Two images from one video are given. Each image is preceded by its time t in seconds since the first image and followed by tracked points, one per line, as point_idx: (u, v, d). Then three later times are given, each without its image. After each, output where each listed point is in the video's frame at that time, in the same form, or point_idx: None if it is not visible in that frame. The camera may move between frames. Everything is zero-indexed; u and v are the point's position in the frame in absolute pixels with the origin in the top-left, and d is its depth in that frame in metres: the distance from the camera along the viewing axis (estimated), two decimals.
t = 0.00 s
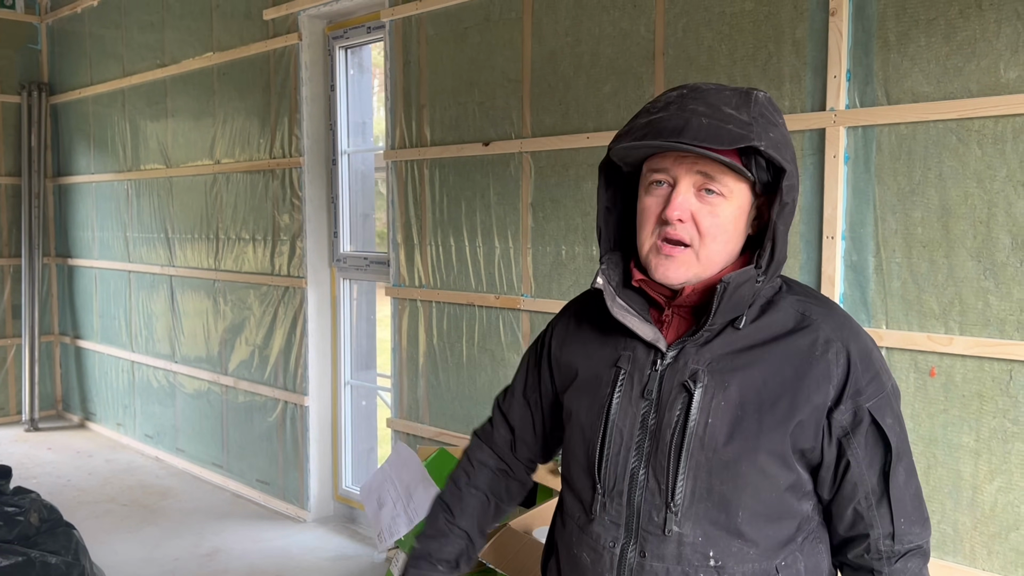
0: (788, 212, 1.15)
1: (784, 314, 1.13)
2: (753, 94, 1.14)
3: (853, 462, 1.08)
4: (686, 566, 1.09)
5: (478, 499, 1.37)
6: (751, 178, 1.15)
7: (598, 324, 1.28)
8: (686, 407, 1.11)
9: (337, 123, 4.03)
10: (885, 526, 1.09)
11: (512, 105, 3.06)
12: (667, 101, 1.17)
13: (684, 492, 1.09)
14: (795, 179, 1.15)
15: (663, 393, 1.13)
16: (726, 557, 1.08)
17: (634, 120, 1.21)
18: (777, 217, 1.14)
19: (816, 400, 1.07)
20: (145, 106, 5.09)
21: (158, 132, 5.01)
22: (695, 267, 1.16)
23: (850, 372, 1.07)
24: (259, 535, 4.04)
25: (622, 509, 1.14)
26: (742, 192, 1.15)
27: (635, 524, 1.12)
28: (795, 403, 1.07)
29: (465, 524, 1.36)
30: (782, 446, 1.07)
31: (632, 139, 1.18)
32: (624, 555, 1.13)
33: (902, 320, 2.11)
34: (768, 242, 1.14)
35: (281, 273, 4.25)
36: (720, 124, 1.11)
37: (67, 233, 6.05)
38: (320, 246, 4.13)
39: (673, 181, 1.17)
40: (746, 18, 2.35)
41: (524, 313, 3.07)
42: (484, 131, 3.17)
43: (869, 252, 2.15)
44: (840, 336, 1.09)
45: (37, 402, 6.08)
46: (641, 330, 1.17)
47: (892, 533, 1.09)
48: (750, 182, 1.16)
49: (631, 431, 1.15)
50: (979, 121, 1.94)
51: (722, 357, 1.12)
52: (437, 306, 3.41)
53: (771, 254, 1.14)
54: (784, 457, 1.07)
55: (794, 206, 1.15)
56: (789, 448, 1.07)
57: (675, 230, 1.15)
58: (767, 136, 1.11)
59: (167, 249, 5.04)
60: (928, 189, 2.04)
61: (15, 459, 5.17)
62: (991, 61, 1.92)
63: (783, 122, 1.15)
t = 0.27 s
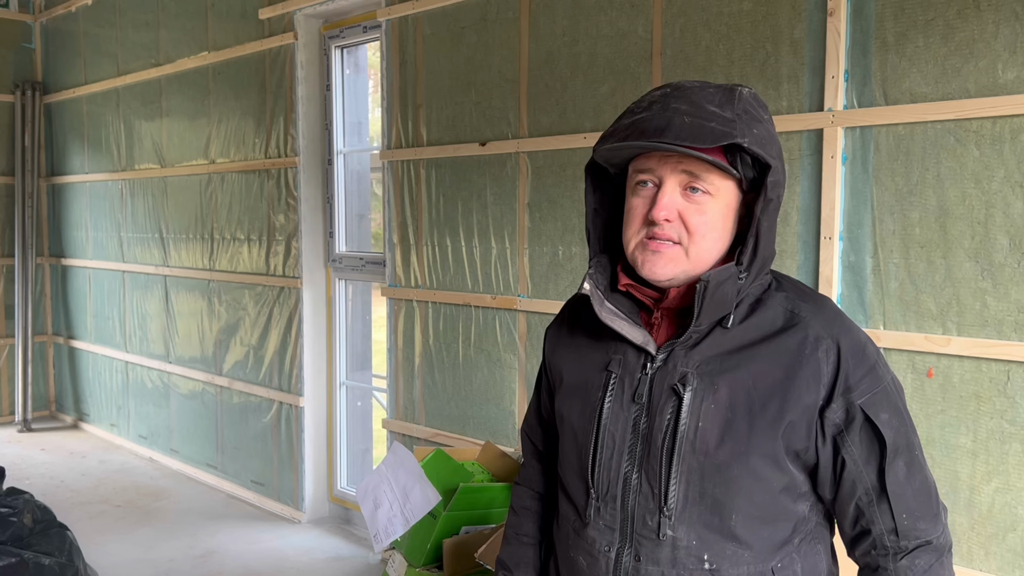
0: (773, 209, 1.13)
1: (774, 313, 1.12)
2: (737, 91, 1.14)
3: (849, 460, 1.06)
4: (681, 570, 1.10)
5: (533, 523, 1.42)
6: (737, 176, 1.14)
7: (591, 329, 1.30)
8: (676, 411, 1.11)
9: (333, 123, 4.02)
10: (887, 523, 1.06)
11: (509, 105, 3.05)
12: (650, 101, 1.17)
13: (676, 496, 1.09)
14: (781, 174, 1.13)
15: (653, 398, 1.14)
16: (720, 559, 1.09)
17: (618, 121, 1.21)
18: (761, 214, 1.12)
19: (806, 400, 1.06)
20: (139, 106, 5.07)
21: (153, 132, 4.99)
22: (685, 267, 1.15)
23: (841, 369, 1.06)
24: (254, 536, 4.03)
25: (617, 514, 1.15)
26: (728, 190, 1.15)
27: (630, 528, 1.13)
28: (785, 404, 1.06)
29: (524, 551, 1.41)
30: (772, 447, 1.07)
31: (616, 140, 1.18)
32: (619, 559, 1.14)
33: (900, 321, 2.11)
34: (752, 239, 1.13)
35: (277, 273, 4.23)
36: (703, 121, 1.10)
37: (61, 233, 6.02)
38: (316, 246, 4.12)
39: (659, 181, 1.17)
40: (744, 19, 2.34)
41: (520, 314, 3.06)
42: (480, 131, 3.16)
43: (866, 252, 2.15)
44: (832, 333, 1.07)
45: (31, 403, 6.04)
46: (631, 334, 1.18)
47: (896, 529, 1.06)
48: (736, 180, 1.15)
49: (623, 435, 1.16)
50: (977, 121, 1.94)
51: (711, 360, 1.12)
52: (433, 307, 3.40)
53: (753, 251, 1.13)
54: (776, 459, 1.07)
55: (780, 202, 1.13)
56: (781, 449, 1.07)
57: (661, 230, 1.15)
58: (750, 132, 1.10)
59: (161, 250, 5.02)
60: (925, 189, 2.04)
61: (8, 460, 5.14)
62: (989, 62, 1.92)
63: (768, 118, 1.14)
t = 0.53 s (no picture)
0: (752, 203, 1.12)
1: (764, 310, 1.12)
2: (709, 88, 1.14)
3: (834, 457, 1.07)
4: (672, 567, 1.10)
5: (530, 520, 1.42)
6: (712, 172, 1.14)
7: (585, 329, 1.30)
8: (666, 407, 1.12)
9: (329, 124, 4.02)
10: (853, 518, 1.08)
11: (506, 106, 3.05)
12: (626, 104, 1.19)
13: (666, 493, 1.10)
14: (757, 169, 1.13)
15: (644, 395, 1.15)
16: (709, 556, 1.09)
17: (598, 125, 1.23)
18: (740, 208, 1.12)
19: (793, 398, 1.06)
20: (136, 105, 5.06)
21: (150, 131, 4.97)
22: (666, 264, 1.16)
23: (830, 366, 1.06)
24: (250, 536, 4.02)
25: (609, 510, 1.16)
26: (704, 186, 1.15)
27: (622, 525, 1.14)
28: (773, 401, 1.06)
29: (524, 549, 1.41)
30: (760, 444, 1.07)
31: (593, 142, 1.20)
32: (612, 556, 1.15)
33: (895, 322, 2.11)
34: (735, 235, 1.14)
35: (273, 273, 4.22)
36: (672, 120, 1.12)
37: (57, 232, 6.00)
38: (312, 247, 4.11)
39: (636, 180, 1.17)
40: (741, 20, 2.35)
41: (517, 314, 3.06)
42: (477, 131, 3.16)
43: (862, 254, 2.15)
44: (821, 331, 1.07)
45: (26, 403, 6.02)
46: (621, 333, 1.20)
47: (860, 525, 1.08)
48: (712, 176, 1.15)
49: (616, 432, 1.17)
50: (973, 123, 1.95)
51: (700, 357, 1.12)
52: (430, 307, 3.40)
53: (739, 248, 1.14)
54: (763, 456, 1.07)
55: (759, 196, 1.13)
56: (770, 446, 1.07)
57: (640, 229, 1.15)
58: (721, 128, 1.10)
59: (157, 249, 5.01)
60: (921, 191, 2.04)
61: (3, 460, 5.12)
62: (985, 64, 1.93)
63: (743, 113, 1.14)
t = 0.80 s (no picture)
0: (739, 196, 1.11)
1: (746, 303, 1.12)
2: (700, 80, 1.13)
3: (814, 451, 1.06)
4: (648, 560, 1.10)
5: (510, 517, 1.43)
6: (701, 164, 1.13)
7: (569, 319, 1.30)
8: (645, 399, 1.11)
9: (327, 122, 4.01)
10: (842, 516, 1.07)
11: (504, 104, 3.05)
12: (615, 94, 1.18)
13: (643, 485, 1.10)
14: (745, 162, 1.12)
15: (624, 386, 1.14)
16: (685, 550, 1.08)
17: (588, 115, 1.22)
18: (726, 201, 1.11)
19: (774, 391, 1.05)
20: (133, 104, 5.05)
21: (146, 130, 4.96)
22: (652, 257, 1.15)
23: (811, 359, 1.05)
24: (247, 536, 4.01)
25: (587, 503, 1.15)
26: (692, 179, 1.14)
27: (599, 518, 1.13)
28: (752, 394, 1.05)
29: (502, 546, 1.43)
30: (740, 437, 1.06)
31: (582, 132, 1.19)
32: (588, 549, 1.14)
33: (894, 321, 2.11)
34: (720, 227, 1.12)
35: (270, 272, 4.21)
36: (662, 111, 1.11)
37: (54, 231, 5.99)
38: (310, 245, 4.10)
39: (624, 171, 1.16)
40: (740, 19, 2.34)
41: (515, 313, 3.06)
42: (476, 130, 3.16)
43: (861, 252, 2.15)
44: (803, 324, 1.07)
45: (22, 401, 6.01)
46: (606, 325, 1.19)
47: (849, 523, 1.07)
48: (701, 168, 1.14)
49: (595, 424, 1.16)
50: (972, 122, 1.94)
51: (680, 349, 1.12)
52: (428, 306, 3.39)
53: (723, 240, 1.12)
54: (743, 450, 1.06)
55: (746, 189, 1.12)
56: (748, 440, 1.06)
57: (627, 221, 1.14)
58: (709, 120, 1.09)
59: (154, 248, 5.00)
60: (920, 190, 2.04)
61: None
62: (984, 63, 1.92)
63: (732, 106, 1.13)
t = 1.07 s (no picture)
0: (694, 186, 1.12)
1: (700, 297, 1.11)
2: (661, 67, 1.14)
3: (769, 442, 1.05)
4: (615, 562, 1.07)
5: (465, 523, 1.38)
6: (658, 152, 1.13)
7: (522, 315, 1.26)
8: (606, 398, 1.09)
9: (327, 122, 4.00)
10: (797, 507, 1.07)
11: (504, 104, 3.05)
12: (574, 77, 1.17)
13: (609, 486, 1.07)
14: (702, 152, 1.13)
15: (582, 385, 1.11)
16: (652, 550, 1.06)
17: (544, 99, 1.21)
18: (682, 191, 1.12)
19: (733, 384, 1.04)
20: (133, 104, 5.05)
21: (146, 130, 4.96)
22: (603, 243, 1.13)
23: (768, 350, 1.05)
24: (247, 535, 4.01)
25: (549, 506, 1.11)
26: (649, 166, 1.13)
27: (562, 522, 1.10)
28: (713, 388, 1.04)
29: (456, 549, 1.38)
30: (703, 432, 1.05)
31: (540, 113, 1.17)
32: (552, 554, 1.10)
33: (894, 321, 2.11)
34: (675, 218, 1.12)
35: (270, 272, 4.22)
36: (623, 94, 1.10)
37: (54, 230, 5.99)
38: (310, 245, 4.10)
39: (580, 156, 1.15)
40: (740, 19, 2.35)
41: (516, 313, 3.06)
42: (476, 130, 3.16)
43: (860, 253, 2.15)
44: (758, 316, 1.07)
45: (22, 401, 6.01)
46: (556, 315, 1.16)
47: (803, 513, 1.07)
48: (657, 156, 1.14)
49: (553, 424, 1.12)
50: (972, 122, 1.95)
51: (639, 345, 1.10)
52: (428, 306, 3.40)
53: (677, 231, 1.12)
54: (704, 444, 1.05)
55: (701, 179, 1.12)
56: (710, 433, 1.05)
57: (580, 205, 1.13)
58: (670, 106, 1.09)
59: (154, 248, 5.00)
60: (920, 190, 2.04)
61: None
62: (983, 63, 1.93)
63: (691, 95, 1.14)
